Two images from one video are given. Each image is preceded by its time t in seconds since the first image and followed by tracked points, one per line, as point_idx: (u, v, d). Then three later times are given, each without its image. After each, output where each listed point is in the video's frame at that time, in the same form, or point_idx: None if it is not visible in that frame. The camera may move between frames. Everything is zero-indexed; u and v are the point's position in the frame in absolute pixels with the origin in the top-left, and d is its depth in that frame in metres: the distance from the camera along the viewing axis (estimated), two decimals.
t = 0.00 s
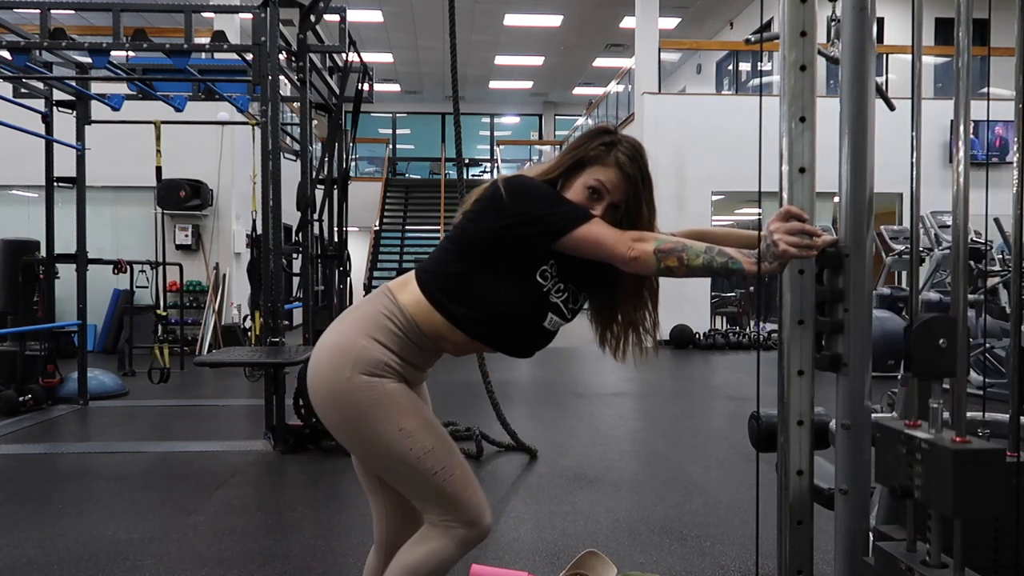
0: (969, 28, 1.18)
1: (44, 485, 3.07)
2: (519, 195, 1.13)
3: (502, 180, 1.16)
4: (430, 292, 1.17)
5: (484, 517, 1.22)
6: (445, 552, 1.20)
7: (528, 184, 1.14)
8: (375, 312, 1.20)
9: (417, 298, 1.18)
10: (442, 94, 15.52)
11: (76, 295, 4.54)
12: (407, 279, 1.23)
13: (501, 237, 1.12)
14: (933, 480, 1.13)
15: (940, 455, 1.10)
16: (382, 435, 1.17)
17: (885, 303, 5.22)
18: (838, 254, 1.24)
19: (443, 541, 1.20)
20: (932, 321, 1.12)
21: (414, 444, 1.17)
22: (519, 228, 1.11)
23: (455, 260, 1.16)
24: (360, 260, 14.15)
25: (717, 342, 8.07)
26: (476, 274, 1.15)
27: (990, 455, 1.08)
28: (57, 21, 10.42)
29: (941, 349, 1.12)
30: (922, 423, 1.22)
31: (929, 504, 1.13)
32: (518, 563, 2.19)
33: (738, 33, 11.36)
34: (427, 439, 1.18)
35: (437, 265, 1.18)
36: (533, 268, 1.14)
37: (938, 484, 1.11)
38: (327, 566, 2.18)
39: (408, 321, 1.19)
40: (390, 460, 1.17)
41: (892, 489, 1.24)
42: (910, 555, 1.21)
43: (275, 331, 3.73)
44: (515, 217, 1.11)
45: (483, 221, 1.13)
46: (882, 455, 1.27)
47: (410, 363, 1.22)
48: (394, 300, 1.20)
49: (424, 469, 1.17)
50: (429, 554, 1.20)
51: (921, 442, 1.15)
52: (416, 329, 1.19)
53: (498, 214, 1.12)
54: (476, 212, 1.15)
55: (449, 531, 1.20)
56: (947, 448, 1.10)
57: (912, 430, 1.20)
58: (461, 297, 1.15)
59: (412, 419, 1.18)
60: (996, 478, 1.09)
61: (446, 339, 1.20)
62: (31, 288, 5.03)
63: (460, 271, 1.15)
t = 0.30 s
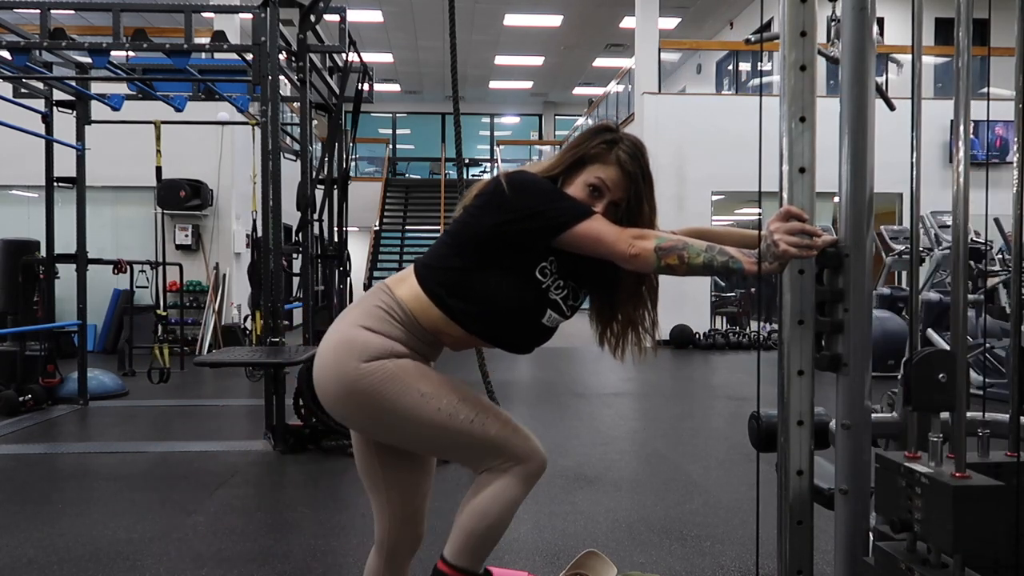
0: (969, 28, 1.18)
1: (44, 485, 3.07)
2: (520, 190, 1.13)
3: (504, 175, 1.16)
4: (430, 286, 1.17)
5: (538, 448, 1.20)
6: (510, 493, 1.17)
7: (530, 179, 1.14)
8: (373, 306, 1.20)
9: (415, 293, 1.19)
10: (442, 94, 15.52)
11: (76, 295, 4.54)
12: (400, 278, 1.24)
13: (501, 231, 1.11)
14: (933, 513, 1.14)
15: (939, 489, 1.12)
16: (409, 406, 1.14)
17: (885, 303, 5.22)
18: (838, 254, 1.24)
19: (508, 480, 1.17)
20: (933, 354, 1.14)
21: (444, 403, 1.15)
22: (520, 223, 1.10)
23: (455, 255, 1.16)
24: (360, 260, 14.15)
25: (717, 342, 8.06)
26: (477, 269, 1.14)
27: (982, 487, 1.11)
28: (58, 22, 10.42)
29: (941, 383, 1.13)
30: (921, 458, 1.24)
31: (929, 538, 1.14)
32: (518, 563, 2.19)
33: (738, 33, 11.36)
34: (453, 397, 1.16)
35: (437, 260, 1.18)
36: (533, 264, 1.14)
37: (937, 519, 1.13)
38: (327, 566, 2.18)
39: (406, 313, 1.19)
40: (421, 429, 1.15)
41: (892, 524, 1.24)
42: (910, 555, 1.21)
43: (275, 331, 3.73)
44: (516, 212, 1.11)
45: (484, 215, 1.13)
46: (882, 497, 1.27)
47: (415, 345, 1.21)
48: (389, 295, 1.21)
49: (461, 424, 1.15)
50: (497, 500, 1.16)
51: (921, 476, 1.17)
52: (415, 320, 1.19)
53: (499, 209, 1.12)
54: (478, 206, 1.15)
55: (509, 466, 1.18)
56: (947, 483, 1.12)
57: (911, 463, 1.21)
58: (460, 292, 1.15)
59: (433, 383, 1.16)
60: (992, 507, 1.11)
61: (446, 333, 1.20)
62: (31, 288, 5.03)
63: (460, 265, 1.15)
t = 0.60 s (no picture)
0: (969, 28, 1.18)
1: (44, 485, 3.07)
2: (515, 202, 1.13)
3: (499, 189, 1.17)
4: (421, 295, 1.17)
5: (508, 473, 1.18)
6: (475, 514, 1.15)
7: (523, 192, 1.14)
8: (365, 304, 1.19)
9: (406, 299, 1.18)
10: (442, 93, 15.52)
11: (76, 295, 4.54)
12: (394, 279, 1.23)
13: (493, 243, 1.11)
14: (933, 495, 1.14)
15: (940, 474, 1.12)
16: (390, 416, 1.13)
17: (885, 303, 5.21)
18: (838, 254, 1.24)
19: (475, 502, 1.15)
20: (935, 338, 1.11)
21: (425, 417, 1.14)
22: (512, 234, 1.10)
23: (448, 264, 1.16)
24: (360, 260, 14.16)
25: (717, 342, 8.07)
26: (469, 280, 1.15)
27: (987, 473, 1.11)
28: (57, 22, 10.42)
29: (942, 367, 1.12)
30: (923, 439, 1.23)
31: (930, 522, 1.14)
32: (518, 563, 2.19)
33: (738, 33, 11.36)
34: (431, 409, 1.14)
35: (430, 268, 1.18)
36: (523, 280, 1.15)
37: (937, 505, 1.13)
38: (327, 566, 2.18)
39: (396, 317, 1.18)
40: (397, 438, 1.13)
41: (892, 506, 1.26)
42: (910, 555, 1.21)
43: (275, 331, 3.73)
44: (510, 223, 1.11)
45: (478, 227, 1.13)
46: (884, 482, 1.29)
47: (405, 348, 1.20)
48: (382, 296, 1.20)
49: (433, 441, 1.13)
50: (464, 520, 1.15)
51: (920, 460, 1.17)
52: (405, 325, 1.19)
53: (491, 222, 1.12)
54: (473, 217, 1.15)
55: (479, 490, 1.16)
56: (948, 467, 1.12)
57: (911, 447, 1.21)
58: (451, 303, 1.15)
59: (415, 394, 1.15)
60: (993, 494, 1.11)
61: (432, 341, 1.20)
62: (31, 288, 5.03)
63: (453, 275, 1.15)
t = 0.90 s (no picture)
0: (969, 28, 1.18)
1: (44, 485, 3.07)
2: (512, 215, 1.13)
3: (497, 204, 1.17)
4: (417, 307, 1.17)
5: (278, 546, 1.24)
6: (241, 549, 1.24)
7: (520, 206, 1.15)
8: (360, 311, 1.19)
9: (403, 312, 1.18)
10: (442, 93, 15.52)
11: (76, 295, 4.54)
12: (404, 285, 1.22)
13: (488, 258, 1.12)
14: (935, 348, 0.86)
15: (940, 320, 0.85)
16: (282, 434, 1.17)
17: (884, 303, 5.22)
18: (838, 254, 1.24)
19: (245, 541, 1.23)
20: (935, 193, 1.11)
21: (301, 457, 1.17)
22: (508, 249, 1.11)
23: (446, 277, 1.17)
24: (360, 260, 14.17)
25: (717, 342, 8.07)
26: (466, 294, 1.15)
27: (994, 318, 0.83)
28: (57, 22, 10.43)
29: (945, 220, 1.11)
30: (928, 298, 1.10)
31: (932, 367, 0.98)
32: (518, 563, 2.19)
33: (738, 33, 11.36)
34: (292, 452, 1.17)
35: (428, 281, 1.19)
36: (521, 293, 1.15)
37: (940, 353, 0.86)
38: (328, 566, 2.17)
39: (389, 331, 1.17)
40: (264, 453, 1.20)
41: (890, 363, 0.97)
42: (910, 555, 1.21)
43: (275, 331, 3.73)
44: (507, 238, 1.11)
45: (475, 242, 1.14)
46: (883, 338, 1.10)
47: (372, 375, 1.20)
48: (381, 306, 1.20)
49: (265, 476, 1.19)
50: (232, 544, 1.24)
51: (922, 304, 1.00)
52: (392, 343, 1.18)
53: (489, 236, 1.13)
54: (472, 231, 1.16)
55: (256, 546, 1.23)
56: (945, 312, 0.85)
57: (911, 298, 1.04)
58: (448, 316, 1.16)
59: (306, 433, 1.17)
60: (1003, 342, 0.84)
61: (425, 357, 1.19)
62: (31, 288, 5.03)
63: (451, 288, 1.16)
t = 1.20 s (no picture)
0: (969, 29, 1.18)
1: (44, 485, 3.07)
2: (511, 224, 1.15)
3: (496, 212, 1.19)
4: (426, 314, 1.17)
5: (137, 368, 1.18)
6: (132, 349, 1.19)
7: (521, 214, 1.16)
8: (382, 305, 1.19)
9: (409, 318, 1.17)
10: (442, 93, 15.53)
11: (76, 295, 4.54)
12: (419, 290, 1.22)
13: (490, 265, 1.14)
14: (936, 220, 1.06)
15: (942, 188, 1.03)
16: (244, 345, 1.15)
17: (884, 303, 5.21)
18: (838, 254, 1.24)
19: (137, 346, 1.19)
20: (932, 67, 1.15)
21: (245, 374, 1.15)
22: (512, 256, 1.12)
23: (451, 285, 1.18)
24: (360, 260, 14.17)
25: (717, 342, 8.08)
26: (473, 301, 1.16)
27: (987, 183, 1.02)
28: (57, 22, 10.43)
29: (945, 94, 1.15)
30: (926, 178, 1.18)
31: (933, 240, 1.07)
32: (518, 563, 2.19)
33: (738, 33, 11.36)
34: (240, 349, 1.15)
35: (436, 289, 1.19)
36: (528, 297, 1.15)
37: (941, 221, 1.04)
38: (328, 566, 2.17)
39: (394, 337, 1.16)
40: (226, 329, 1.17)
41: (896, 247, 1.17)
42: (910, 555, 1.21)
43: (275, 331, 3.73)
44: (509, 248, 1.13)
45: (478, 251, 1.16)
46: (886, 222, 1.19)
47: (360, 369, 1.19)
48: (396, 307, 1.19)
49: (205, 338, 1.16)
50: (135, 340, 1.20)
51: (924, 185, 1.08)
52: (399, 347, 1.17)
53: (490, 246, 1.14)
54: (474, 241, 1.18)
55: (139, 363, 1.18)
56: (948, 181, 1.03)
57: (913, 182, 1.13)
58: (456, 323, 1.16)
59: (268, 360, 1.15)
60: (1003, 206, 1.02)
61: (432, 366, 1.18)
62: (31, 287, 5.02)
63: (457, 295, 1.17)
